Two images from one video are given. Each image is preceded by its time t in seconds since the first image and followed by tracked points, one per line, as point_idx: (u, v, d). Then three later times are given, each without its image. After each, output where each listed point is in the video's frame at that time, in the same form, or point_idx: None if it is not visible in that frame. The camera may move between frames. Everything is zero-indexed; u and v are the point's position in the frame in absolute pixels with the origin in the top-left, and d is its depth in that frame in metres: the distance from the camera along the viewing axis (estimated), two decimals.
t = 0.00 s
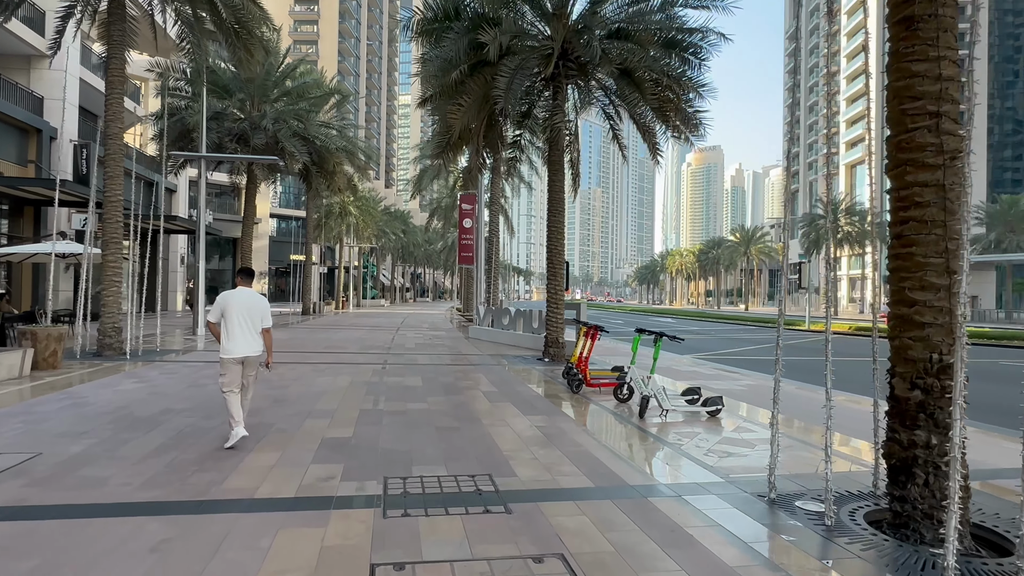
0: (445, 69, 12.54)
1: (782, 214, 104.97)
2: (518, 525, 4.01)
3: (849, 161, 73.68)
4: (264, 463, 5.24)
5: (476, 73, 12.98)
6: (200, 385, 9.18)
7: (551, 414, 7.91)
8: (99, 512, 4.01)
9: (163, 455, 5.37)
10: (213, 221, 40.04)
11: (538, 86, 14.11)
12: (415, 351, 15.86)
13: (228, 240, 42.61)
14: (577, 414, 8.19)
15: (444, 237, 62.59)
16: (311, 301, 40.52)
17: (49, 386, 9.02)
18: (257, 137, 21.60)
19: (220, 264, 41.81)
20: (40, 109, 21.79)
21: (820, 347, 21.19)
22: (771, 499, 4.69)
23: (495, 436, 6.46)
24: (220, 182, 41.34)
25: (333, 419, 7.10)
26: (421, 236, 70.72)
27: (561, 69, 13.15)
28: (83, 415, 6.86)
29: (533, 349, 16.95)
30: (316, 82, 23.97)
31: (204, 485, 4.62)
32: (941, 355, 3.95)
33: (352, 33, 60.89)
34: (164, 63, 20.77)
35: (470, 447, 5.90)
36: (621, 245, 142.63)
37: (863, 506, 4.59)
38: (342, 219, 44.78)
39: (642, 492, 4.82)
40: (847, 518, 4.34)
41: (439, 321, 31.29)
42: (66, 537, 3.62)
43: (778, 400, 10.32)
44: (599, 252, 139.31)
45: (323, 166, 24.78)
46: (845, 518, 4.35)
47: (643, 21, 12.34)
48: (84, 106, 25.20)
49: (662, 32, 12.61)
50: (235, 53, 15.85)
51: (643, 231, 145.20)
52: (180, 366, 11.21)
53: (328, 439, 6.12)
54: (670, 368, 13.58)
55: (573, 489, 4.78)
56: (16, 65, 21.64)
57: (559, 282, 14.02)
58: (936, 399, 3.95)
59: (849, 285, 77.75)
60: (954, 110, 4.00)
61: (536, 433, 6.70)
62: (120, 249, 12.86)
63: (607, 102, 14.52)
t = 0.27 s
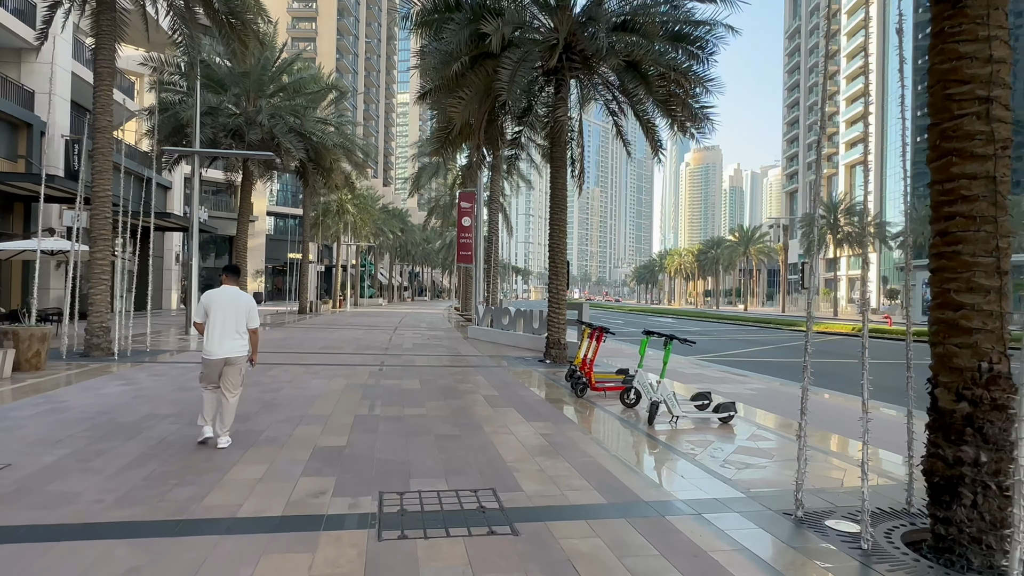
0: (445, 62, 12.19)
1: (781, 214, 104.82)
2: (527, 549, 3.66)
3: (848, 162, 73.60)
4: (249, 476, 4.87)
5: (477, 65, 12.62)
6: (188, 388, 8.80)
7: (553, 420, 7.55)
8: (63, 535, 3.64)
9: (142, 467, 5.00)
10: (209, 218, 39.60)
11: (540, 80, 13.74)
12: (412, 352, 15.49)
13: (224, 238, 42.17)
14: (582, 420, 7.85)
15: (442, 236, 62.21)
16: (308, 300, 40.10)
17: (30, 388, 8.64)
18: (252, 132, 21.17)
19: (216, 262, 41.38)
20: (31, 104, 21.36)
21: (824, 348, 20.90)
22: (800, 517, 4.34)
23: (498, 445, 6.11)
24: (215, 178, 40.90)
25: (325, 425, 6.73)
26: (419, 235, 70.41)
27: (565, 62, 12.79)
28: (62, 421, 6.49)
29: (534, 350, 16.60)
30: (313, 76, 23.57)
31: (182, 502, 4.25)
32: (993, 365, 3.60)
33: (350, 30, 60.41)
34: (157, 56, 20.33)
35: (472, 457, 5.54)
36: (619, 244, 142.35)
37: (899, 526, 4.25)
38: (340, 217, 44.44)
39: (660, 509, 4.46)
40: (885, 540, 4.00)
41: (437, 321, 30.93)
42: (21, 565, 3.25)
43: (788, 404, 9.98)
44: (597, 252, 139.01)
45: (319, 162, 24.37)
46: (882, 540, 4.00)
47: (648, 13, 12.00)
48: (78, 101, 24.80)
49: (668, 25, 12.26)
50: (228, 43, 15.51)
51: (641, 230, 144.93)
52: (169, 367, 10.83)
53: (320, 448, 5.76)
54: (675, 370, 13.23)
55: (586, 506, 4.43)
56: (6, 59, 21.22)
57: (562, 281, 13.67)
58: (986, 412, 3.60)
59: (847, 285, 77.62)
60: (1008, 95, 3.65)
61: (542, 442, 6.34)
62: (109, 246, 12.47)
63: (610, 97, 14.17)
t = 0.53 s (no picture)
0: (445, 52, 11.83)
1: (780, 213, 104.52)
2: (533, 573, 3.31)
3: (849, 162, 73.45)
4: (230, 487, 4.49)
5: (479, 56, 12.27)
6: (176, 389, 8.45)
7: (557, 423, 7.17)
8: (18, 557, 3.29)
9: (117, 478, 4.64)
10: (205, 215, 39.17)
11: (543, 72, 13.38)
12: (410, 351, 15.13)
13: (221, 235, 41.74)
14: (587, 424, 7.49)
15: (441, 234, 61.78)
16: (305, 298, 39.66)
17: (10, 389, 8.27)
18: (247, 127, 20.73)
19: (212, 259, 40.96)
20: (22, 97, 20.94)
21: (828, 348, 20.57)
22: (830, 535, 3.99)
23: (499, 452, 5.75)
24: (211, 175, 40.44)
25: (316, 430, 6.35)
26: (418, 233, 70.03)
27: (569, 54, 12.44)
28: (37, 425, 6.13)
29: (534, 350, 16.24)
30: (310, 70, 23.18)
31: (156, 517, 3.90)
32: None
33: (349, 27, 59.90)
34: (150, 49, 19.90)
35: (472, 466, 5.18)
36: (618, 243, 141.99)
37: (940, 545, 3.89)
38: (338, 215, 44.08)
39: (677, 525, 4.11)
40: (926, 562, 3.65)
41: (435, 319, 30.54)
42: None
43: (798, 407, 9.62)
44: (597, 251, 138.66)
45: (316, 158, 23.99)
46: (925, 563, 3.65)
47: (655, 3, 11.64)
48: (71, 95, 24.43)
49: (675, 15, 11.90)
50: (220, 32, 15.09)
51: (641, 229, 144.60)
52: (160, 367, 10.49)
53: (310, 455, 5.40)
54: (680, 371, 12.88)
55: (596, 522, 4.07)
56: None
57: (564, 278, 13.34)
58: None
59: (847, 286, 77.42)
60: None
61: (546, 448, 5.98)
62: (97, 241, 12.09)
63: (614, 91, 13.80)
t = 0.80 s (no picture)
0: (446, 45, 11.49)
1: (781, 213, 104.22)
2: None
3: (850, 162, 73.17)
4: (212, 506, 4.15)
5: (481, 49, 11.93)
6: (163, 394, 8.10)
7: (563, 431, 6.81)
8: None
9: (90, 494, 4.30)
10: (202, 213, 38.81)
11: (546, 65, 13.03)
12: (408, 353, 14.78)
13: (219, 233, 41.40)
14: (593, 431, 7.13)
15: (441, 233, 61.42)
16: (303, 297, 39.28)
17: None
18: (244, 123, 20.36)
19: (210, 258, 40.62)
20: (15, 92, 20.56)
21: (833, 350, 20.25)
22: (869, 563, 3.63)
23: (503, 464, 5.40)
24: (209, 173, 40.07)
25: (309, 439, 6.00)
26: (418, 232, 69.70)
27: (573, 47, 12.09)
28: (13, 432, 5.79)
29: (536, 352, 15.89)
30: (309, 66, 22.82)
31: (127, 541, 3.56)
32: None
33: (349, 25, 59.55)
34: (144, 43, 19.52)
35: (474, 482, 4.82)
36: (618, 243, 141.65)
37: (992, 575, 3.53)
38: (337, 213, 43.76)
39: (700, 550, 3.76)
40: None
41: (435, 319, 30.17)
42: None
43: (811, 413, 9.27)
44: (597, 251, 138.32)
45: (315, 156, 23.65)
46: None
47: None
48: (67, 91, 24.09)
49: (684, 8, 11.54)
50: (215, 25, 14.75)
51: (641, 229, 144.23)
52: (149, 369, 10.14)
53: (300, 468, 5.05)
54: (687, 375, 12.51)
55: (612, 547, 3.72)
56: None
57: (567, 278, 13.01)
58: None
59: (848, 286, 77.10)
60: None
61: (553, 459, 5.63)
62: (87, 239, 11.74)
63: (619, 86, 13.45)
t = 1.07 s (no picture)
0: (451, 34, 11.16)
1: (784, 212, 103.74)
2: None
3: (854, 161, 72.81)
4: (195, 521, 3.80)
5: (486, 38, 11.60)
6: (154, 395, 7.74)
7: (573, 436, 6.45)
8: None
9: (64, 507, 3.94)
10: (202, 211, 38.50)
11: (554, 57, 12.70)
12: (410, 352, 14.43)
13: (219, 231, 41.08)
14: (603, 436, 6.78)
15: (443, 231, 61.08)
16: (303, 295, 38.99)
17: None
18: (243, 118, 20.01)
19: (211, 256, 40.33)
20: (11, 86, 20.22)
21: (841, 351, 19.92)
22: None
23: (512, 475, 5.04)
24: (209, 170, 39.75)
25: (305, 445, 5.65)
26: (420, 231, 69.41)
27: (582, 37, 11.73)
28: None
29: (540, 352, 15.53)
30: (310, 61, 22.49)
31: (99, 563, 3.20)
32: None
33: (351, 23, 59.18)
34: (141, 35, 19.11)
35: (482, 495, 4.47)
36: (620, 243, 141.23)
37: None
38: (338, 211, 43.48)
39: (730, 573, 3.42)
40: None
41: (436, 318, 29.83)
42: None
43: (829, 417, 8.90)
44: (599, 250, 137.91)
45: (315, 153, 23.34)
46: None
47: None
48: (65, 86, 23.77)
49: None
50: (213, 18, 14.41)
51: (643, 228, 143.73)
52: (141, 369, 9.78)
53: (295, 479, 4.69)
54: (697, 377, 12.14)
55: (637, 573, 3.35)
56: None
57: (573, 277, 12.66)
58: None
59: (852, 286, 76.74)
60: None
61: (565, 469, 5.27)
62: (80, 234, 11.38)
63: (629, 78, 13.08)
